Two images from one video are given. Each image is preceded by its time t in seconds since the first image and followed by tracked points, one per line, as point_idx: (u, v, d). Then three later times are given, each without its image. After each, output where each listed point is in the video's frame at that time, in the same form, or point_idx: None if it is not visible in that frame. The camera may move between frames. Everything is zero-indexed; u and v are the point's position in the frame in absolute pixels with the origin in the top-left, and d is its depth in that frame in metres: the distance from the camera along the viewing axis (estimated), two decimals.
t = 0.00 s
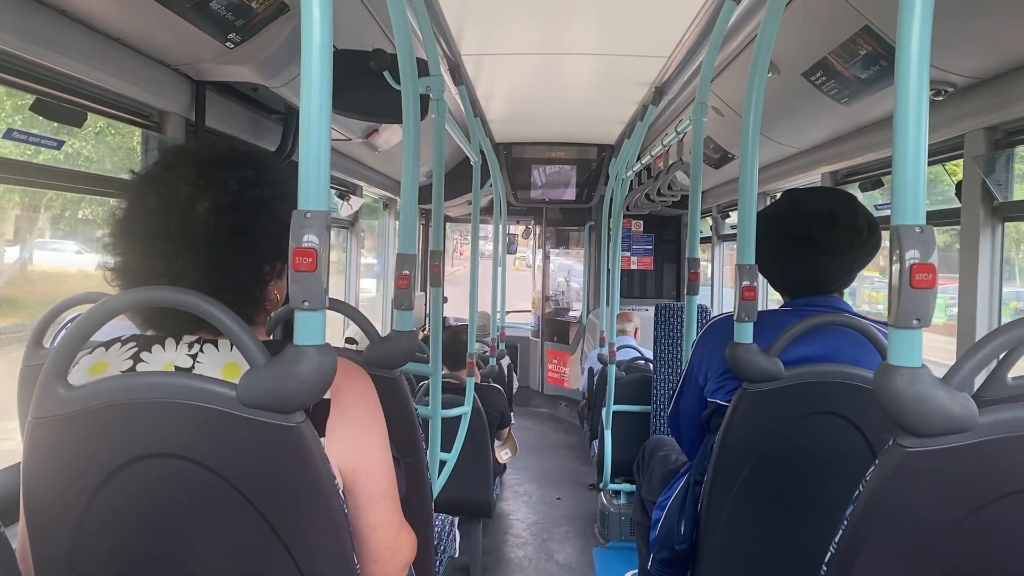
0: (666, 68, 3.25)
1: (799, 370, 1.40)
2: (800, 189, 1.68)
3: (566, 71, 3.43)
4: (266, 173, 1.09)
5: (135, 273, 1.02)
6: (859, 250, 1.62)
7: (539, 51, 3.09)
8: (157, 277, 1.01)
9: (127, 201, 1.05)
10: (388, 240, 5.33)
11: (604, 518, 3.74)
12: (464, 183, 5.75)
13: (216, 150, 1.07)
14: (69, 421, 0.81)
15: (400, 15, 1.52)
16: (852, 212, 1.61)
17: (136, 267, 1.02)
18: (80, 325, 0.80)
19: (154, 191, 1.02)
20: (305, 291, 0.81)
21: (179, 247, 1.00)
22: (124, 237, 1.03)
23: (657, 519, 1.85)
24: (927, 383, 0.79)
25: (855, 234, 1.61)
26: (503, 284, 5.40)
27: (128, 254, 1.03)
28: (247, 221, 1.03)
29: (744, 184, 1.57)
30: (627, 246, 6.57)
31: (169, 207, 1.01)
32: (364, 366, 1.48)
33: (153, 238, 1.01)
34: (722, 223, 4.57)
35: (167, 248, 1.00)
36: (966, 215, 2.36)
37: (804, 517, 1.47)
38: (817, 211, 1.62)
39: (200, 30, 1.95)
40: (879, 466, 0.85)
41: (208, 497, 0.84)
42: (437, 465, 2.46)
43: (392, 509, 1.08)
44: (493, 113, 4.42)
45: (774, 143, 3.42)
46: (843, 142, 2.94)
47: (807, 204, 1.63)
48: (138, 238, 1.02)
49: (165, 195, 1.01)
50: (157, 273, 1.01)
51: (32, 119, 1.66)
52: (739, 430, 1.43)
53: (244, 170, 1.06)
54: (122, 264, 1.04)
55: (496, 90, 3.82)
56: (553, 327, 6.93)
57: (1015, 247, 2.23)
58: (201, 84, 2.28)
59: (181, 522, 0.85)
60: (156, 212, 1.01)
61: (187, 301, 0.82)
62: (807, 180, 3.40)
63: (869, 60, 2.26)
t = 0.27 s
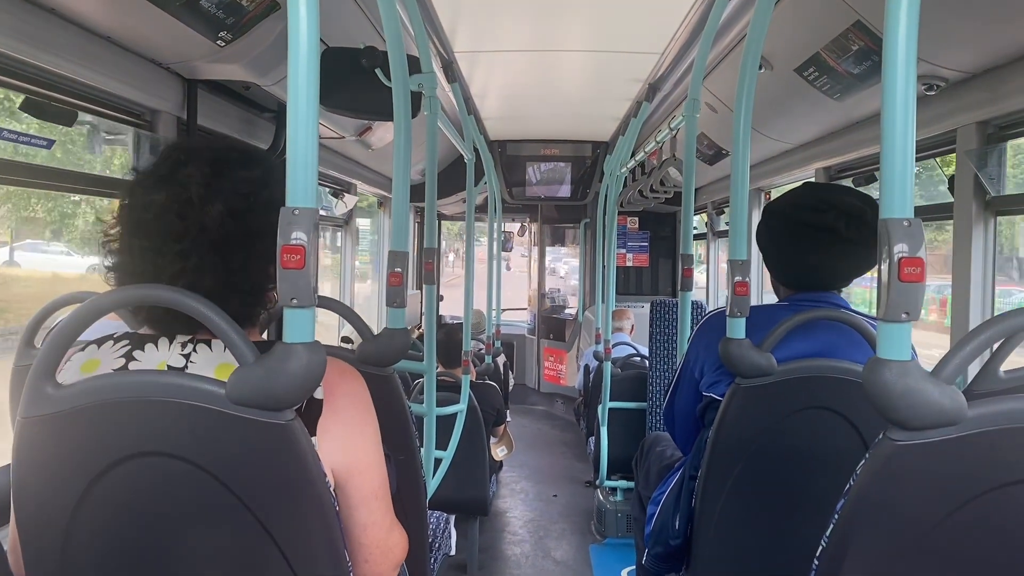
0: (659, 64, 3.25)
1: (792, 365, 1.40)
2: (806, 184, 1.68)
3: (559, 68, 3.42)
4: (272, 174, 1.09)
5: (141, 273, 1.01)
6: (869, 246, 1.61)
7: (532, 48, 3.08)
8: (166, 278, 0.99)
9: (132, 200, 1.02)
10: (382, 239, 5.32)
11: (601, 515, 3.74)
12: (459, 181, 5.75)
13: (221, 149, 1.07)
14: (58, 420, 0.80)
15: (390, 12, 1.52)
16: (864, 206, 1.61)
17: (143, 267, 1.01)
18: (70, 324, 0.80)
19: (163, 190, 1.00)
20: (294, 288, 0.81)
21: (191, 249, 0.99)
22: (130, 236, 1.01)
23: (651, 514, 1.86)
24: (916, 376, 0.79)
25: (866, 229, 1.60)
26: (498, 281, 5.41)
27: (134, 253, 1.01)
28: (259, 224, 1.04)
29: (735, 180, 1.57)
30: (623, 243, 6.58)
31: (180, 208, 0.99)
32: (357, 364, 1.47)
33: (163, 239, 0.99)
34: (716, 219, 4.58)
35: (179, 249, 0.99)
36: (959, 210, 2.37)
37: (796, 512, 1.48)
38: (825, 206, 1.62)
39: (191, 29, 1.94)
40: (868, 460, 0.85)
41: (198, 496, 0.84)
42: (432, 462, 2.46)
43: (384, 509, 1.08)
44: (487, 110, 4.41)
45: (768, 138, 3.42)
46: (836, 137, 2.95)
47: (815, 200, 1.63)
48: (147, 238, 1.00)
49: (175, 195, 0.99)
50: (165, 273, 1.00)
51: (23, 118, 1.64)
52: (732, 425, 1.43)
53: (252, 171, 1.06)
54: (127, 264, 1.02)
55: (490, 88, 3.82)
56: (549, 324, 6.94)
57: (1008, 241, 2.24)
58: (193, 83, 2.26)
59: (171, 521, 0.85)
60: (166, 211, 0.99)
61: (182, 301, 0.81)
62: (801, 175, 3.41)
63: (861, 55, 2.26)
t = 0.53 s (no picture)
0: (657, 63, 3.25)
1: (789, 364, 1.40)
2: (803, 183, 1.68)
3: (557, 67, 3.43)
4: (271, 170, 1.09)
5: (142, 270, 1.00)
6: (868, 246, 1.62)
7: (530, 47, 3.08)
8: (168, 275, 0.99)
9: (131, 198, 1.02)
10: (380, 238, 5.32)
11: (598, 514, 3.75)
12: (457, 180, 5.74)
13: (218, 146, 1.06)
14: (56, 418, 0.80)
15: (389, 10, 1.52)
16: (863, 206, 1.61)
17: (143, 264, 1.00)
18: (68, 322, 0.79)
19: (163, 187, 1.00)
20: (292, 286, 0.81)
21: (194, 244, 0.99)
22: (131, 234, 1.01)
23: (648, 513, 1.86)
24: (912, 375, 0.79)
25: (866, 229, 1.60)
26: (496, 281, 5.41)
27: (135, 251, 1.00)
28: (260, 220, 1.04)
29: (733, 179, 1.57)
30: (620, 243, 6.59)
31: (180, 204, 0.99)
32: (354, 363, 1.47)
33: (165, 235, 0.99)
34: (714, 219, 4.58)
35: (181, 245, 0.99)
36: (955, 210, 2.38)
37: (793, 511, 1.48)
38: (825, 206, 1.62)
39: (189, 27, 1.94)
40: (865, 459, 0.85)
41: (196, 494, 0.84)
42: (430, 461, 2.46)
43: (383, 508, 1.08)
44: (485, 109, 4.41)
45: (765, 138, 3.43)
46: (834, 137, 2.96)
47: (815, 200, 1.63)
48: (148, 235, 0.99)
49: (176, 192, 0.99)
50: (167, 271, 0.99)
51: (19, 116, 1.64)
52: (729, 424, 1.43)
53: (250, 167, 1.06)
54: (129, 262, 1.01)
55: (487, 87, 3.82)
56: (547, 323, 6.94)
57: (1004, 241, 2.25)
58: (190, 81, 2.26)
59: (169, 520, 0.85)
60: (168, 208, 0.99)
61: (181, 300, 0.81)
62: (799, 175, 3.41)
63: (858, 55, 2.27)
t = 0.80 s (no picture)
0: (654, 62, 3.25)
1: (785, 362, 1.40)
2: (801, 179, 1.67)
3: (554, 66, 3.42)
4: (269, 170, 1.09)
5: (141, 268, 1.00)
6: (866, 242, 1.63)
7: (527, 46, 3.08)
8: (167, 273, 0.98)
9: (129, 195, 1.01)
10: (377, 238, 5.31)
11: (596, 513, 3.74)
12: (455, 180, 5.74)
13: (216, 145, 1.06)
14: (49, 415, 0.80)
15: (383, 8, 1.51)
16: (861, 201, 1.61)
17: (143, 262, 0.99)
18: (60, 320, 0.79)
19: (162, 185, 0.99)
20: (284, 284, 0.81)
21: (194, 243, 0.99)
22: (130, 232, 1.00)
23: (645, 512, 1.86)
24: (907, 371, 0.79)
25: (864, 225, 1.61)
26: (494, 280, 5.40)
27: (134, 249, 1.00)
28: (261, 219, 1.04)
29: (729, 176, 1.57)
30: (618, 242, 6.60)
31: (180, 202, 0.98)
32: (350, 362, 1.47)
33: (165, 233, 0.98)
34: (711, 218, 4.58)
35: (182, 243, 0.98)
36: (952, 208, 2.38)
37: (790, 510, 1.48)
38: (827, 203, 1.61)
39: (184, 26, 1.93)
40: (860, 456, 0.85)
41: (189, 493, 0.83)
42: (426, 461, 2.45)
43: (377, 508, 1.07)
44: (482, 109, 4.40)
45: (762, 137, 3.43)
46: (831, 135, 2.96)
47: (817, 196, 1.62)
48: (147, 233, 0.99)
49: (176, 190, 0.99)
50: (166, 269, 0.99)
51: (14, 115, 1.63)
52: (726, 422, 1.43)
53: (248, 166, 1.06)
54: (127, 260, 1.01)
55: (484, 86, 3.81)
56: (545, 323, 6.94)
57: (1000, 239, 2.25)
58: (186, 81, 2.25)
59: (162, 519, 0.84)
60: (167, 206, 0.98)
61: (175, 299, 0.81)
62: (796, 174, 3.41)
63: (855, 53, 2.27)
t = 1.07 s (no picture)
0: (652, 62, 3.25)
1: (784, 363, 1.41)
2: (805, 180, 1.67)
3: (552, 67, 3.43)
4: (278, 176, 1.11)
5: (161, 277, 0.99)
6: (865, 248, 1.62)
7: (525, 47, 3.08)
8: (191, 281, 0.99)
9: (142, 205, 1.00)
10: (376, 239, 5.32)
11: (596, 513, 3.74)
12: (453, 180, 5.74)
13: (224, 151, 1.06)
14: (53, 424, 0.80)
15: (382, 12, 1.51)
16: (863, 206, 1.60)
17: (163, 271, 0.99)
18: (63, 329, 0.79)
19: (181, 194, 0.99)
20: (285, 292, 0.81)
21: (218, 250, 1.00)
22: (149, 241, 0.99)
23: (644, 513, 1.86)
24: (905, 374, 0.80)
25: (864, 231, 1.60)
26: (492, 280, 5.41)
27: (154, 257, 0.99)
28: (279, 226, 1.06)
29: (727, 178, 1.58)
30: (617, 241, 6.61)
31: (201, 211, 0.99)
32: (350, 366, 1.47)
33: (186, 241, 0.99)
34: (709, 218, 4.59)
35: (207, 251, 0.99)
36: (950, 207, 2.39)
37: (789, 511, 1.49)
38: (824, 206, 1.61)
39: (182, 30, 1.93)
40: (859, 459, 0.85)
41: (192, 500, 0.84)
42: (426, 463, 2.46)
43: (379, 512, 1.08)
44: (480, 109, 4.41)
45: (759, 137, 3.44)
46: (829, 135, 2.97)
47: (815, 199, 1.62)
48: (167, 242, 0.98)
49: (196, 199, 0.99)
50: (188, 277, 0.99)
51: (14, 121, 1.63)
52: (725, 423, 1.44)
53: (259, 172, 1.07)
54: (145, 270, 0.99)
55: (482, 87, 3.82)
56: (544, 323, 6.95)
57: (998, 239, 2.26)
58: (185, 85, 2.25)
59: (165, 526, 0.85)
60: (188, 215, 0.99)
61: (179, 308, 0.81)
62: (794, 174, 3.42)
63: (851, 54, 2.27)
